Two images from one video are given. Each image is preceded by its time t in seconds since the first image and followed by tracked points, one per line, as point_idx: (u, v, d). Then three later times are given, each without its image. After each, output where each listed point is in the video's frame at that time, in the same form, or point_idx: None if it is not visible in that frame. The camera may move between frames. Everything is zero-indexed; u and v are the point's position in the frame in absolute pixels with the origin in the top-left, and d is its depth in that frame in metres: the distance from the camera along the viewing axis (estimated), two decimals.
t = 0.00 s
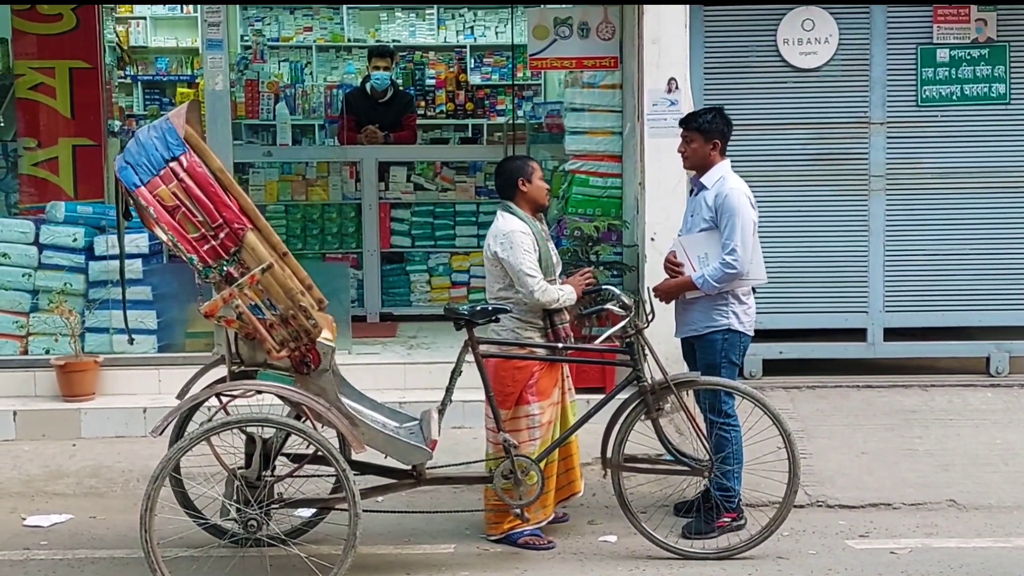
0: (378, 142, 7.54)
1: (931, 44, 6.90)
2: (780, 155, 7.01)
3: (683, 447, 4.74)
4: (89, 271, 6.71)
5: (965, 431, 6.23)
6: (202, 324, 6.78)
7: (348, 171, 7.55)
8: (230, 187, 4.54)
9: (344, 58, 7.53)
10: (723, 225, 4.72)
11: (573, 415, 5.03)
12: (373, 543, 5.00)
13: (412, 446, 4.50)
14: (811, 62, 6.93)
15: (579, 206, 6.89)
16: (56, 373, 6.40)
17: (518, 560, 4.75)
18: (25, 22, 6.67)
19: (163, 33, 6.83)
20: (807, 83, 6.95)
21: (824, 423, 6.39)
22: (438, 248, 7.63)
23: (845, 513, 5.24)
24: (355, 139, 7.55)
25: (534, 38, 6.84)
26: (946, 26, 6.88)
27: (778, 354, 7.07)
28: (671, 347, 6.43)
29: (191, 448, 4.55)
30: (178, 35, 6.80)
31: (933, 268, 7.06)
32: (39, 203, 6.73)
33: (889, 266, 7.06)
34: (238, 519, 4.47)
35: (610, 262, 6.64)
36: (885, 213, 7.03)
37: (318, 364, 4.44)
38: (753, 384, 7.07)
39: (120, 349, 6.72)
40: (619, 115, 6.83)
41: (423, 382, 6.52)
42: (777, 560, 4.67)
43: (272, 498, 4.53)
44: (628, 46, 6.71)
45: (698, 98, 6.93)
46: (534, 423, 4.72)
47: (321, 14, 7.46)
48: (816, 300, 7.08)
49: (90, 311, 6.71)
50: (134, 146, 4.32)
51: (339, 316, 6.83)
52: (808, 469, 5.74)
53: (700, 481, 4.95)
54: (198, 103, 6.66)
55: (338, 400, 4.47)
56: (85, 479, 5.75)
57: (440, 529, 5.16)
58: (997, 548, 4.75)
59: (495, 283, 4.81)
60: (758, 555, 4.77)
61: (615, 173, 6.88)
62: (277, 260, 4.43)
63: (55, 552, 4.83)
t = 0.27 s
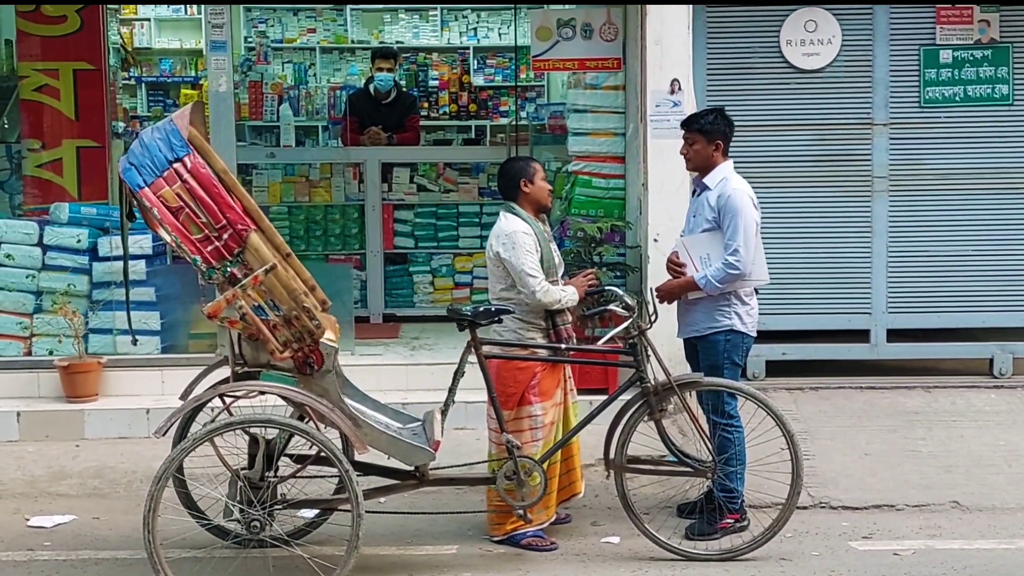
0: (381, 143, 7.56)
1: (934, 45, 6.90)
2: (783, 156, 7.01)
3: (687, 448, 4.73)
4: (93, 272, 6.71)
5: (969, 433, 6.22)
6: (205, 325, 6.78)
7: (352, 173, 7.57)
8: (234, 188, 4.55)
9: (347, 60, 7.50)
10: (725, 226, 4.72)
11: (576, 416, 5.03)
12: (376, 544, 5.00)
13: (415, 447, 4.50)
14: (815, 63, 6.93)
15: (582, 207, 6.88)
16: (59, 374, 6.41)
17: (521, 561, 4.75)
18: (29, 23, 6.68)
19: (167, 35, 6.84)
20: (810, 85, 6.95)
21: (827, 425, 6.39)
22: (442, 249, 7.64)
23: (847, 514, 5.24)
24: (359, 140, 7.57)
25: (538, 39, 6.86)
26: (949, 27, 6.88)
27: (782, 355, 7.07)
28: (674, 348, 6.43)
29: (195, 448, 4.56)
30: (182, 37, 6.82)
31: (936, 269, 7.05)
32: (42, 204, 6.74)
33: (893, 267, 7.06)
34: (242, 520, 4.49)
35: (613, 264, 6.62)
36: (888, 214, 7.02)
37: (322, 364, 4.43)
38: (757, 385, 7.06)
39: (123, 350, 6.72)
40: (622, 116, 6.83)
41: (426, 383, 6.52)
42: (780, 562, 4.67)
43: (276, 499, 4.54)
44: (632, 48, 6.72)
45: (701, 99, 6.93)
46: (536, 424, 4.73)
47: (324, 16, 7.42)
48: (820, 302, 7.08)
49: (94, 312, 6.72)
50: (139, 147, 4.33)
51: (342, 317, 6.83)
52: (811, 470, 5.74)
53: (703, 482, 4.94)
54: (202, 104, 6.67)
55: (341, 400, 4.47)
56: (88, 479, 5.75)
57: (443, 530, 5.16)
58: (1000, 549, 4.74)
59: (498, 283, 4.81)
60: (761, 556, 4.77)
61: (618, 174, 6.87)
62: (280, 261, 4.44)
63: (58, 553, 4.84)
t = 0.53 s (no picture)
0: (383, 143, 7.57)
1: (936, 45, 6.91)
2: (785, 155, 7.02)
3: (688, 447, 4.73)
4: (95, 271, 6.72)
5: (970, 432, 6.22)
6: (207, 324, 6.78)
7: (354, 172, 7.58)
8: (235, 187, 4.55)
9: (349, 60, 7.51)
10: (728, 225, 4.72)
11: (578, 416, 5.03)
12: (378, 543, 5.00)
13: (417, 446, 4.50)
14: (817, 62, 6.93)
15: (584, 206, 6.88)
16: (61, 373, 6.41)
17: (523, 560, 4.75)
18: (30, 23, 6.68)
19: (169, 34, 6.86)
20: (812, 84, 6.95)
21: (829, 424, 6.39)
22: (443, 249, 7.63)
23: (849, 513, 5.24)
24: (360, 140, 7.58)
25: (540, 38, 6.86)
26: (950, 26, 6.89)
27: (783, 355, 7.07)
28: (676, 348, 6.44)
29: (197, 448, 4.55)
30: (183, 36, 6.84)
31: (937, 269, 7.06)
32: (44, 203, 6.74)
33: (894, 266, 7.06)
34: (244, 519, 4.47)
35: (615, 263, 6.68)
36: (890, 214, 7.03)
37: (324, 363, 4.42)
38: (758, 385, 7.07)
39: (125, 350, 6.73)
40: (623, 115, 6.83)
41: (428, 382, 6.53)
42: (782, 561, 4.67)
43: (278, 498, 4.53)
44: (633, 47, 6.74)
45: (704, 98, 6.94)
46: (537, 423, 4.72)
47: (326, 16, 7.40)
48: (821, 301, 7.08)
49: (96, 311, 6.73)
50: (141, 147, 4.33)
51: (344, 316, 6.83)
52: (813, 469, 5.74)
53: (704, 481, 4.94)
54: (204, 103, 6.67)
55: (343, 400, 4.47)
56: (90, 479, 5.75)
57: (445, 529, 5.16)
58: (1002, 549, 4.74)
59: (499, 282, 4.81)
60: (763, 555, 4.77)
61: (619, 173, 6.87)
62: (283, 260, 4.43)
63: (60, 552, 4.83)
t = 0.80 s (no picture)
0: (387, 142, 7.52)
1: (943, 43, 6.90)
2: (790, 154, 7.01)
3: (693, 447, 4.74)
4: (101, 270, 6.74)
5: (976, 432, 6.21)
6: (213, 323, 6.79)
7: (358, 172, 7.52)
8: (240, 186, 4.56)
9: (354, 59, 7.54)
10: (733, 224, 4.72)
11: (582, 415, 5.03)
12: (384, 542, 5.00)
13: (422, 445, 4.50)
14: (823, 61, 6.92)
15: (589, 205, 6.91)
16: (68, 372, 6.42)
17: (528, 559, 4.75)
18: (36, 22, 6.69)
19: (175, 34, 6.89)
20: (818, 83, 6.95)
21: (834, 423, 6.38)
22: (449, 248, 7.62)
23: (855, 513, 5.24)
24: (365, 139, 7.53)
25: (545, 38, 6.85)
26: (957, 25, 6.88)
27: (789, 354, 7.07)
28: (682, 347, 6.44)
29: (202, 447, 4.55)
30: (189, 36, 6.86)
31: (943, 268, 7.05)
32: (50, 203, 6.76)
33: (900, 265, 7.05)
34: (249, 517, 4.47)
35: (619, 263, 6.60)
36: (896, 213, 7.02)
37: (329, 362, 4.45)
38: (764, 384, 7.06)
39: (131, 349, 6.75)
40: (629, 114, 6.85)
41: (433, 382, 6.53)
42: (787, 560, 4.67)
43: (283, 496, 4.53)
44: (638, 46, 6.72)
45: (709, 97, 6.94)
46: (542, 422, 4.72)
47: (331, 15, 7.49)
48: (827, 300, 7.07)
49: (102, 310, 6.74)
50: (146, 146, 4.34)
51: (349, 315, 6.84)
52: (818, 469, 5.74)
53: (709, 481, 4.94)
54: (209, 102, 6.69)
55: (348, 398, 4.47)
56: (96, 477, 5.76)
57: (451, 528, 5.16)
58: (1008, 548, 4.73)
59: (503, 282, 4.81)
60: (769, 555, 4.77)
61: (625, 172, 6.88)
62: (288, 259, 4.44)
63: (66, 550, 4.84)
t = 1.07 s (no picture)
0: (390, 141, 7.57)
1: (945, 42, 6.90)
2: (792, 154, 7.01)
3: (695, 446, 4.74)
4: (103, 270, 6.75)
5: (978, 431, 6.21)
6: (215, 322, 6.80)
7: (361, 171, 7.58)
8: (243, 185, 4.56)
9: (356, 58, 7.56)
10: (736, 222, 4.71)
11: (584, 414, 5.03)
12: (386, 540, 5.00)
13: (424, 443, 4.50)
14: (825, 60, 6.92)
15: (591, 205, 6.92)
16: (70, 371, 6.42)
17: (530, 558, 4.75)
18: (39, 21, 6.70)
19: (177, 33, 6.86)
20: (820, 82, 6.95)
21: (837, 422, 6.38)
22: (450, 248, 7.65)
23: (857, 512, 5.23)
24: (367, 139, 7.58)
25: (547, 36, 6.83)
26: (960, 24, 6.88)
27: (791, 353, 7.07)
28: (684, 346, 6.44)
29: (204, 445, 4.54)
30: (191, 35, 6.85)
31: (946, 267, 7.05)
32: (53, 202, 6.77)
33: (902, 265, 7.05)
34: (251, 516, 4.47)
35: (622, 262, 6.65)
36: (898, 212, 7.02)
37: (331, 361, 4.45)
38: (766, 383, 7.06)
39: (134, 348, 6.75)
40: (631, 113, 6.84)
41: (436, 380, 6.53)
42: (789, 559, 4.66)
43: (285, 495, 4.53)
44: (641, 44, 6.73)
45: (712, 96, 6.94)
46: (543, 421, 4.72)
47: (333, 14, 7.48)
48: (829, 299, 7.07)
49: (103, 310, 6.74)
50: (148, 144, 4.34)
51: (351, 314, 6.85)
52: (820, 468, 5.73)
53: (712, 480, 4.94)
54: (212, 101, 6.69)
55: (350, 397, 4.47)
56: (99, 476, 5.77)
57: (453, 527, 5.16)
58: (1010, 547, 4.73)
59: (505, 280, 4.82)
60: (771, 553, 4.77)
61: (627, 171, 6.88)
62: (290, 258, 4.44)
63: (68, 549, 4.85)
